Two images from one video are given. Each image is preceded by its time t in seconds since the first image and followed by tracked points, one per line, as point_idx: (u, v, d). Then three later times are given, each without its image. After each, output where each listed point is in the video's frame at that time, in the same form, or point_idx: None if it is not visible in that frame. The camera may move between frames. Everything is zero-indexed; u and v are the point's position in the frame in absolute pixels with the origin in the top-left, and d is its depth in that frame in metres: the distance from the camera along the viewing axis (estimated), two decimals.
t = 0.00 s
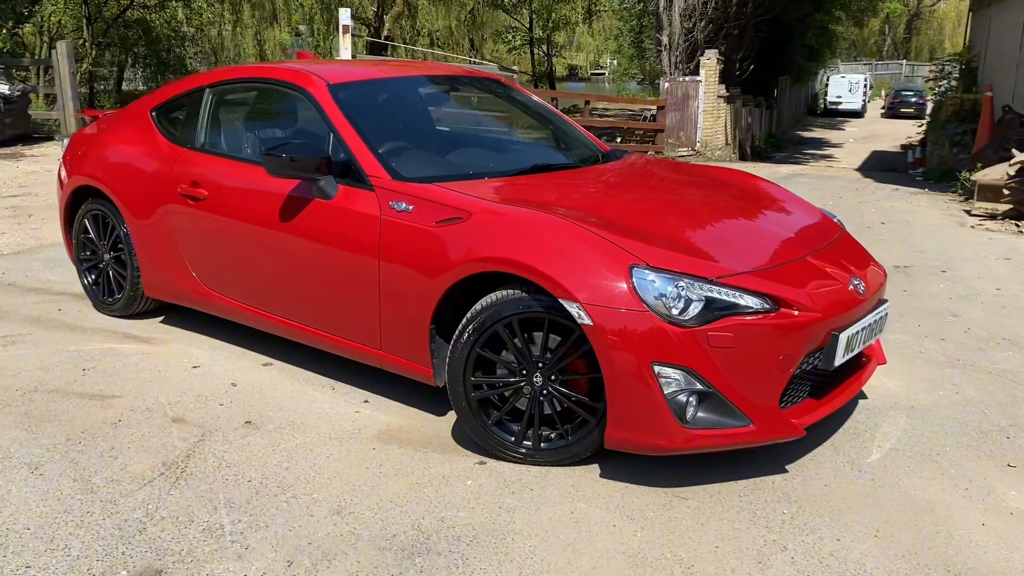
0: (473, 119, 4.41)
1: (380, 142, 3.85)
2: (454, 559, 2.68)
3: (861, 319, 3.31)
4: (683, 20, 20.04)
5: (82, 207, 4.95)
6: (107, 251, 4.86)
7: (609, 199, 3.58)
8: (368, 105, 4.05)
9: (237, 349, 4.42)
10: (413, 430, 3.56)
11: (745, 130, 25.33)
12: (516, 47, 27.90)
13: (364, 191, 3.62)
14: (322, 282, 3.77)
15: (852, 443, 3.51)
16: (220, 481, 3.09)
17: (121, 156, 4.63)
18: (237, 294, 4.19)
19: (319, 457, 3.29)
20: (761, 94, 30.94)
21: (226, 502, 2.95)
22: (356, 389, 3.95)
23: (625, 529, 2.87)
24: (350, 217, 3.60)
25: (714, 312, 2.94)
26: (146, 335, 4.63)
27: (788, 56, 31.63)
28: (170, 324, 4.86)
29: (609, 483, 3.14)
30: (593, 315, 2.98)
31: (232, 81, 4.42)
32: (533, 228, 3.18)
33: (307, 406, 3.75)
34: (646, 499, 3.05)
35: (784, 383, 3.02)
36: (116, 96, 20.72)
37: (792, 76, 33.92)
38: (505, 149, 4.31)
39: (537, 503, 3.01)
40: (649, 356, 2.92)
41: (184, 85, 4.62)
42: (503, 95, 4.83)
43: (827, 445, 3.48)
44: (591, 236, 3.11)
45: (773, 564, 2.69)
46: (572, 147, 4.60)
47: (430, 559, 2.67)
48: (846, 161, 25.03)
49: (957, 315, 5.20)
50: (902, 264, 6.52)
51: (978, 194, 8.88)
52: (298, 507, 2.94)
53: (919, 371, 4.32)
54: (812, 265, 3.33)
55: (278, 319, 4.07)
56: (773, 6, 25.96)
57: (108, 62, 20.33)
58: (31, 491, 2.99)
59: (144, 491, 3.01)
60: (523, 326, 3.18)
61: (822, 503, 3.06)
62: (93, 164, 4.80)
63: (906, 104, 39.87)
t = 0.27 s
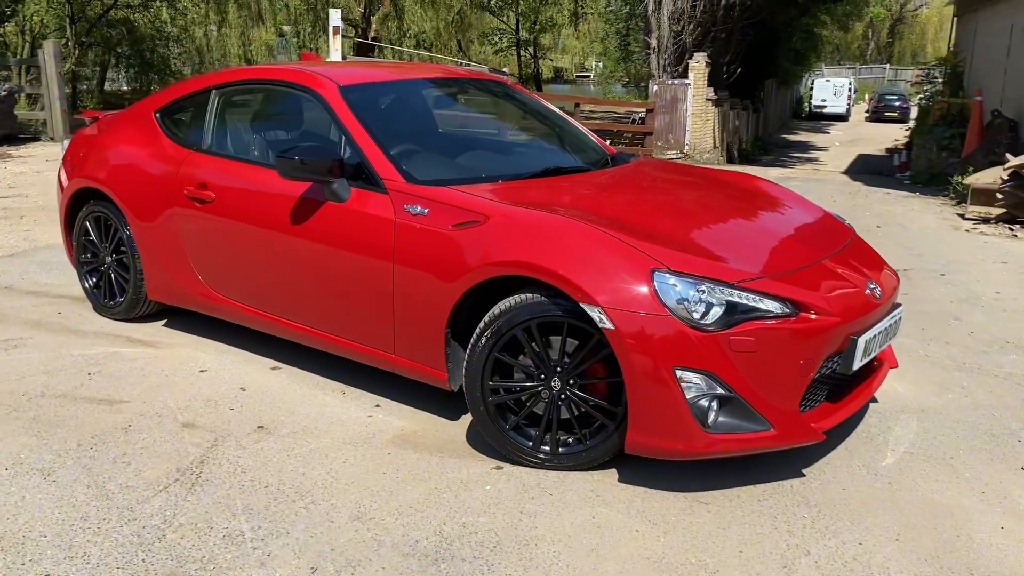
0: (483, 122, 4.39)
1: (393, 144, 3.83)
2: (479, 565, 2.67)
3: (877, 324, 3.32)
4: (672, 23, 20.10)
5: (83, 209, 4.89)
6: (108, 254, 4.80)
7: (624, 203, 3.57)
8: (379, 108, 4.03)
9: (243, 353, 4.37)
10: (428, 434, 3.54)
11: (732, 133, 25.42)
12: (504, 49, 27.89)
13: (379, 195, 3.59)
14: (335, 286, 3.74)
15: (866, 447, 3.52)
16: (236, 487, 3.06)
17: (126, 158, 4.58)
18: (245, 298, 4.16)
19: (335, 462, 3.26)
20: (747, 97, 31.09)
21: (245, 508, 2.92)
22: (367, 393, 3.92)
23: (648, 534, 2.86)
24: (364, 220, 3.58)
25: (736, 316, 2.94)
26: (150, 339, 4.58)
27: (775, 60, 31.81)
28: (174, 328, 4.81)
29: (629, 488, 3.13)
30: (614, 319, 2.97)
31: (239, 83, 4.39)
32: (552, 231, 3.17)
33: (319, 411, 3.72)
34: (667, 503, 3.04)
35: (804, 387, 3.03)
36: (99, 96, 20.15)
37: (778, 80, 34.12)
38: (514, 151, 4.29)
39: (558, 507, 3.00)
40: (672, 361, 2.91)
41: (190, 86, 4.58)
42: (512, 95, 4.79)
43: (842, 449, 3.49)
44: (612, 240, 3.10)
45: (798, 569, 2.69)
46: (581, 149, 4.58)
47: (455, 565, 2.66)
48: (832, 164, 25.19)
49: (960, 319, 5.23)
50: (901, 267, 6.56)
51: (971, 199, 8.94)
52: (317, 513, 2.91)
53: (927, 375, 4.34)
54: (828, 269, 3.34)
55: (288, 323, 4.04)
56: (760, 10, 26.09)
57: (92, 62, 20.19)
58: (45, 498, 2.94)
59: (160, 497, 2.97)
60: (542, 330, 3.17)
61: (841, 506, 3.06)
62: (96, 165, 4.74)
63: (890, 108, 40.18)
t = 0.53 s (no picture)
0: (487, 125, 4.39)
1: (401, 147, 3.82)
2: (498, 569, 2.66)
3: (886, 327, 3.35)
4: (659, 26, 20.17)
5: (82, 211, 4.85)
6: (108, 257, 4.76)
7: (633, 206, 3.58)
8: (386, 111, 4.02)
9: (246, 357, 4.35)
10: (438, 438, 3.53)
11: (718, 136, 25.54)
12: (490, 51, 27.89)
13: (388, 198, 3.58)
14: (342, 289, 3.72)
15: (874, 449, 3.54)
16: (249, 492, 3.04)
17: (127, 160, 4.55)
18: (249, 301, 4.13)
19: (347, 466, 3.25)
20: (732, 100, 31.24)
21: (259, 513, 2.90)
22: (374, 397, 3.91)
23: (664, 537, 2.86)
24: (374, 223, 3.57)
25: (750, 320, 2.95)
26: (151, 342, 4.55)
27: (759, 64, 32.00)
28: (174, 331, 4.78)
29: (642, 491, 3.14)
30: (630, 323, 2.97)
31: (242, 85, 4.36)
32: (565, 234, 3.17)
33: (327, 414, 3.70)
34: (681, 506, 3.05)
35: (816, 390, 3.04)
36: (79, 95, 20.36)
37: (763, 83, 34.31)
38: (518, 154, 4.29)
39: (573, 511, 3.00)
40: (687, 364, 2.92)
41: (192, 88, 4.55)
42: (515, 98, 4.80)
43: (851, 451, 3.51)
44: (625, 244, 3.11)
45: (815, 571, 2.70)
46: (585, 152, 4.59)
47: (474, 570, 2.65)
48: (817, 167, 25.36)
49: (957, 321, 5.28)
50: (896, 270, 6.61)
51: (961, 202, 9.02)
52: (332, 518, 2.90)
53: (929, 377, 4.37)
54: (837, 273, 3.36)
55: (293, 326, 4.02)
56: (745, 13, 26.24)
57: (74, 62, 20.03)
58: (56, 504, 2.91)
59: (173, 503, 2.95)
60: (555, 334, 3.17)
61: (853, 509, 3.08)
62: (96, 167, 4.70)
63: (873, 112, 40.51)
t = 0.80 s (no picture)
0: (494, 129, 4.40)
1: (410, 150, 3.82)
2: (520, 573, 2.67)
3: (896, 330, 3.38)
4: (645, 30, 20.24)
5: (82, 213, 4.82)
6: (109, 260, 4.73)
7: (644, 210, 3.60)
8: (394, 114, 4.01)
9: (252, 360, 4.33)
10: (450, 441, 3.52)
11: (703, 139, 25.66)
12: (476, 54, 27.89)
13: (399, 201, 3.58)
14: (353, 292, 3.71)
15: (883, 451, 3.57)
16: (265, 497, 3.02)
17: (131, 162, 4.52)
18: (256, 304, 4.11)
19: (361, 470, 3.24)
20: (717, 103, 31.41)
21: (276, 518, 2.89)
22: (383, 400, 3.90)
23: (682, 540, 2.88)
24: (385, 227, 3.56)
25: (765, 323, 2.97)
26: (154, 346, 4.51)
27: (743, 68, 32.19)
28: (176, 334, 4.75)
29: (657, 493, 3.15)
30: (647, 326, 2.98)
31: (248, 88, 4.34)
32: (580, 238, 3.18)
33: (337, 418, 3.69)
34: (696, 508, 3.06)
35: (830, 393, 3.07)
36: (60, 96, 20.18)
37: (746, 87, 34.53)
38: (527, 157, 4.30)
39: (590, 514, 3.00)
40: (705, 367, 2.93)
41: (196, 90, 4.52)
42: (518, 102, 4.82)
43: (860, 453, 3.54)
44: (640, 248, 3.12)
45: (833, 572, 2.72)
46: (591, 156, 4.60)
47: (496, 573, 2.65)
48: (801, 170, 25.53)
49: (954, 324, 5.33)
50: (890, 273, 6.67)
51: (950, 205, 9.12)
52: (350, 522, 2.89)
53: (932, 379, 4.41)
54: (847, 276, 3.39)
55: (301, 329, 4.01)
56: (730, 17, 26.39)
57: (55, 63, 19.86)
58: (71, 510, 2.89)
59: (189, 508, 2.93)
60: (570, 337, 3.17)
61: (866, 510, 3.11)
62: (99, 169, 4.67)
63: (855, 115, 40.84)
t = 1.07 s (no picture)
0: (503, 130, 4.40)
1: (422, 151, 3.81)
2: (546, 573, 2.67)
3: (909, 329, 3.41)
4: (632, 32, 20.30)
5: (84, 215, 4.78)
6: (112, 262, 4.69)
7: (657, 211, 3.61)
8: (405, 116, 4.01)
9: (259, 363, 4.31)
10: (465, 443, 3.52)
11: (688, 141, 25.78)
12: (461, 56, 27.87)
13: (414, 203, 3.57)
14: (366, 294, 3.70)
15: (894, 450, 3.61)
16: (284, 499, 3.01)
17: (136, 163, 4.48)
18: (266, 306, 4.09)
19: (379, 472, 3.24)
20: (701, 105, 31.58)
21: (298, 520, 2.88)
22: (395, 402, 3.89)
23: (705, 539, 2.89)
24: (399, 228, 3.56)
25: (785, 323, 2.99)
26: (159, 348, 4.48)
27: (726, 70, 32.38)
28: (180, 336, 4.72)
29: (676, 493, 3.16)
30: (668, 327, 2.99)
31: (255, 89, 4.32)
32: (599, 239, 3.19)
33: (350, 420, 3.68)
34: (716, 508, 3.08)
35: (847, 392, 3.10)
36: (42, 96, 19.98)
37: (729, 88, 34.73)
38: (536, 159, 4.30)
39: (612, 514, 3.01)
40: (726, 368, 2.95)
41: (202, 91, 4.50)
42: (523, 104, 4.82)
43: (872, 453, 3.57)
44: (660, 249, 3.14)
45: (856, 570, 2.75)
46: (598, 157, 4.61)
47: (523, 574, 2.66)
48: (785, 171, 25.70)
49: (953, 323, 5.39)
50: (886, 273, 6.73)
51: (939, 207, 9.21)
52: (373, 524, 2.88)
53: (936, 378, 4.46)
54: (860, 277, 3.42)
55: (312, 331, 3.99)
56: (714, 19, 26.52)
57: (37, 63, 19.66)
58: (90, 513, 2.86)
59: (209, 511, 2.91)
60: (589, 338, 3.18)
61: (883, 509, 3.14)
62: (102, 170, 4.63)
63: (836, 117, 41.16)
